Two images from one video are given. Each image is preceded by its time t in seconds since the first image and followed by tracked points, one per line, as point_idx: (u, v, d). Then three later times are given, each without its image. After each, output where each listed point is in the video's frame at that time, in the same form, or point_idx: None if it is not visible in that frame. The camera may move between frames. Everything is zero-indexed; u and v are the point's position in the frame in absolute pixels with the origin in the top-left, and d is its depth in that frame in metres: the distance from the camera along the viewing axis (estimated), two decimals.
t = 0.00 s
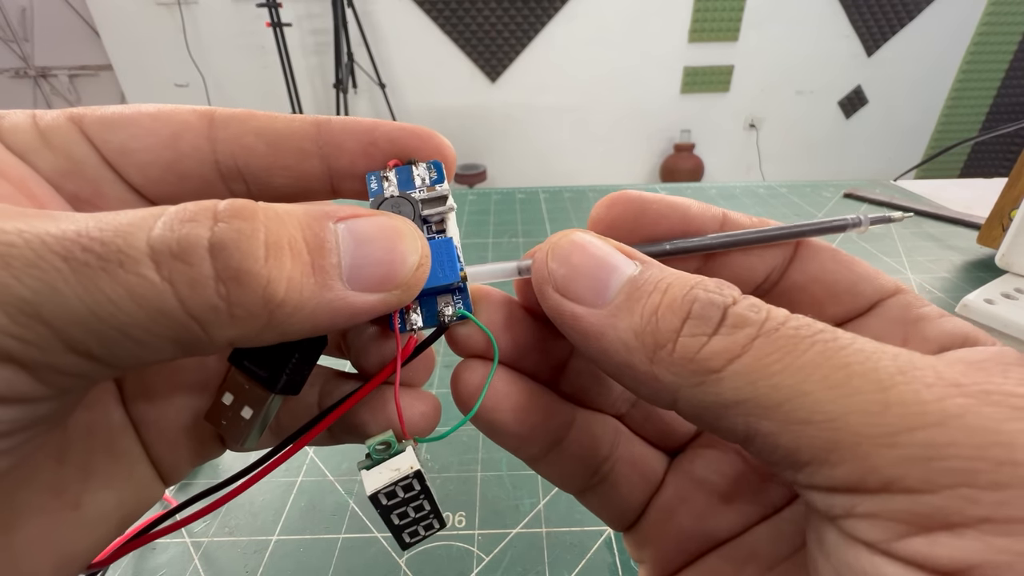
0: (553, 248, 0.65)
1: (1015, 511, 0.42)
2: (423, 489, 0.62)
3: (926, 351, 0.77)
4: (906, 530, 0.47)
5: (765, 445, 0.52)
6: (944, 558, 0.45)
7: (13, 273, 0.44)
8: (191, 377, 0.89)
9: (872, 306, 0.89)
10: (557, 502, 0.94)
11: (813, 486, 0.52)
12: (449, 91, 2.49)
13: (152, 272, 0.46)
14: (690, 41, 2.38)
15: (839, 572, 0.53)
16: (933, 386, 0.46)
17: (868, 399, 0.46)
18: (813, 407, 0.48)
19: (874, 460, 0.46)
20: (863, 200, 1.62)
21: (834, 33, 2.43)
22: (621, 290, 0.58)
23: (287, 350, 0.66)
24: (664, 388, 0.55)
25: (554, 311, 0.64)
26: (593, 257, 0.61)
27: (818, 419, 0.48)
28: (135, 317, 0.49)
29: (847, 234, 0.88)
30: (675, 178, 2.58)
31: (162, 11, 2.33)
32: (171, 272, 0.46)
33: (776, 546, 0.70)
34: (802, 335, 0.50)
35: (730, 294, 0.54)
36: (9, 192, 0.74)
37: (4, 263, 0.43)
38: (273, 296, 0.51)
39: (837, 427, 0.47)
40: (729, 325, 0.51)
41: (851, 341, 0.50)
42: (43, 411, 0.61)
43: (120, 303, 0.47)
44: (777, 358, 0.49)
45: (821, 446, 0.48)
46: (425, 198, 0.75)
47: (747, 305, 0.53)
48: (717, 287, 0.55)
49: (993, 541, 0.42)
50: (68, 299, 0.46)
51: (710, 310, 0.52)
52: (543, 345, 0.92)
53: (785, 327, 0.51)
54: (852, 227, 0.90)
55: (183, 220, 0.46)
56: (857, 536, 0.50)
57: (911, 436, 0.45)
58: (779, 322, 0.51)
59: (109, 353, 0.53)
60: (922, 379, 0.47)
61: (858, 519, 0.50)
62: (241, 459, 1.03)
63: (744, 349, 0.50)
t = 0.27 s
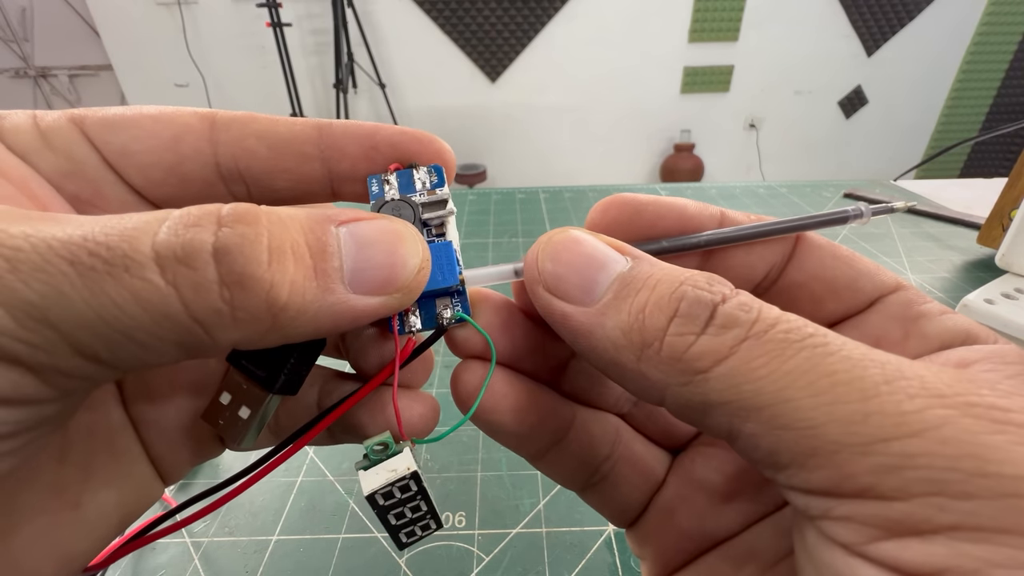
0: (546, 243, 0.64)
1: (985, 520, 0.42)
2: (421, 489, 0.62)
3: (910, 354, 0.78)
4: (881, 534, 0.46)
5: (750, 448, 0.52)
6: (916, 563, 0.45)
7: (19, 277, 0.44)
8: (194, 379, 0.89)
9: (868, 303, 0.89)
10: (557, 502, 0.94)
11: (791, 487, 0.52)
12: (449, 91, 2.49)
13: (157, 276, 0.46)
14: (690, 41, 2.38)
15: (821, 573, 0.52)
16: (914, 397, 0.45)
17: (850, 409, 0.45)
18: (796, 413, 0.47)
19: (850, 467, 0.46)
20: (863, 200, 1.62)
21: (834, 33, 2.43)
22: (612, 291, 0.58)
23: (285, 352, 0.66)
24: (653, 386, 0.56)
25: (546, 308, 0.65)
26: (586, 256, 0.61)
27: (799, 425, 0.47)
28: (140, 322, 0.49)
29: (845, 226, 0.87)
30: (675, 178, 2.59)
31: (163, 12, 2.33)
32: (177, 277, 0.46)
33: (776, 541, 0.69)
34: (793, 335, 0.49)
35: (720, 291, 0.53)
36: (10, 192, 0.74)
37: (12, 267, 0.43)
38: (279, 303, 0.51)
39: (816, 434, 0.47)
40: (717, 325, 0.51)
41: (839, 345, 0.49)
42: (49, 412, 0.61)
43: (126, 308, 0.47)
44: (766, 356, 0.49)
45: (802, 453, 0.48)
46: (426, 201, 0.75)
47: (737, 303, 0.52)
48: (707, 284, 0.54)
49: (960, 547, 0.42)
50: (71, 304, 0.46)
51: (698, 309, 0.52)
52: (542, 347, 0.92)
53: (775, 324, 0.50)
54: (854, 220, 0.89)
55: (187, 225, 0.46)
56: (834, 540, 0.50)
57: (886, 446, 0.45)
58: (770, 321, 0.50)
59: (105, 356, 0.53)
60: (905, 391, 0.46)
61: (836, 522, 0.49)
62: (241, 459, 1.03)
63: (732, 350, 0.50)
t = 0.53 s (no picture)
0: (545, 242, 0.64)
1: (973, 522, 0.42)
2: (417, 491, 0.62)
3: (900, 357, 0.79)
4: (871, 535, 0.47)
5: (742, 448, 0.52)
6: (906, 564, 0.45)
7: (20, 278, 0.44)
8: (195, 381, 0.89)
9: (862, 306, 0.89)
10: (557, 502, 0.94)
11: (785, 488, 0.52)
12: (449, 92, 2.49)
13: (160, 278, 0.46)
14: (690, 40, 2.38)
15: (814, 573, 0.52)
16: (905, 401, 0.45)
17: (841, 412, 0.45)
18: (788, 416, 0.47)
19: (841, 470, 0.46)
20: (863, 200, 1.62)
21: (833, 33, 2.43)
22: (605, 290, 0.58)
23: (286, 353, 0.66)
24: (647, 386, 0.56)
25: (540, 310, 0.65)
26: (582, 254, 0.61)
27: (792, 428, 0.47)
28: (141, 325, 0.49)
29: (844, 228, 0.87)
30: (675, 178, 2.59)
31: (163, 12, 2.33)
32: (178, 279, 0.47)
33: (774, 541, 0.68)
34: (787, 337, 0.49)
35: (714, 292, 0.53)
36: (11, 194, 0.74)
37: (14, 268, 0.43)
38: (280, 305, 0.51)
39: (807, 437, 0.47)
40: (712, 327, 0.51)
41: (832, 348, 0.48)
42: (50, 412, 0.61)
43: (128, 310, 0.47)
44: (760, 357, 0.49)
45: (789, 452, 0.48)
46: (426, 204, 0.75)
47: (731, 304, 0.52)
48: (701, 285, 0.54)
49: (946, 549, 0.43)
50: (72, 304, 0.46)
51: (692, 310, 0.52)
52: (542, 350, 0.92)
53: (769, 325, 0.50)
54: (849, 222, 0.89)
55: (189, 227, 0.46)
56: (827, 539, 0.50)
57: (877, 449, 0.45)
58: (764, 323, 0.50)
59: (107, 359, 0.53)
60: (897, 395, 0.45)
61: (826, 522, 0.50)
62: (241, 460, 1.03)
63: (725, 353, 0.50)
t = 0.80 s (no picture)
0: (542, 242, 0.64)
1: (968, 522, 0.42)
2: (416, 493, 0.62)
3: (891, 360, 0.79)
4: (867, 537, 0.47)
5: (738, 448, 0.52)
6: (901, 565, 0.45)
7: (23, 279, 0.44)
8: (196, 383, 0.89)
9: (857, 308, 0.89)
10: (557, 502, 0.94)
11: (781, 489, 0.52)
12: (450, 91, 2.49)
13: (162, 281, 0.46)
14: (690, 41, 2.38)
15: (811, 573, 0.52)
16: (901, 403, 0.45)
17: (838, 414, 0.45)
18: (785, 418, 0.47)
19: (839, 470, 0.46)
20: (863, 200, 1.62)
21: (833, 33, 2.43)
22: (602, 288, 0.59)
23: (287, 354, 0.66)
24: (645, 387, 0.56)
25: (537, 314, 0.65)
26: (580, 254, 0.61)
27: (789, 430, 0.47)
28: (141, 326, 0.49)
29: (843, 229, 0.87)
30: (675, 178, 2.59)
31: (162, 12, 2.33)
32: (181, 281, 0.46)
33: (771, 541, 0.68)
34: (785, 339, 0.49)
35: (711, 293, 0.53)
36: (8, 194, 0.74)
37: (18, 268, 0.43)
38: (279, 308, 0.51)
39: (804, 439, 0.46)
40: (709, 328, 0.51)
41: (829, 350, 0.48)
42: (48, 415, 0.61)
43: (130, 313, 0.47)
44: (759, 358, 0.48)
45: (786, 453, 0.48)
46: (428, 206, 0.76)
47: (728, 306, 0.52)
48: (699, 286, 0.54)
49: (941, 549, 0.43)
50: (73, 306, 0.46)
51: (689, 311, 0.52)
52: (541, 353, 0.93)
53: (766, 327, 0.50)
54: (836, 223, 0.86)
55: (192, 231, 0.46)
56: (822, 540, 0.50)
57: (874, 450, 0.44)
58: (761, 324, 0.50)
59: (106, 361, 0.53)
60: (894, 396, 0.45)
61: (824, 523, 0.49)
62: (241, 461, 1.03)
63: (722, 354, 0.50)
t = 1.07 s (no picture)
0: (542, 252, 0.59)
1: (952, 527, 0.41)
2: (415, 468, 0.63)
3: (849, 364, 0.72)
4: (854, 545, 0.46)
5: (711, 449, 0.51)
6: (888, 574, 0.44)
7: (47, 272, 0.44)
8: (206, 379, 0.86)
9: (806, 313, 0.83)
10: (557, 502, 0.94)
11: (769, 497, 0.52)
12: (449, 91, 2.49)
13: (177, 260, 0.47)
14: (690, 41, 2.38)
15: (788, 574, 0.50)
16: (854, 392, 0.47)
17: (798, 406, 0.46)
18: (751, 412, 0.47)
19: (805, 457, 0.45)
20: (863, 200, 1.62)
21: (834, 33, 2.43)
22: (602, 298, 0.55)
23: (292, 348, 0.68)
24: (622, 390, 0.54)
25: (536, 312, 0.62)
26: (582, 265, 0.57)
27: (757, 425, 0.46)
28: (157, 314, 0.49)
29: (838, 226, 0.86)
30: (675, 178, 2.59)
31: (163, 11, 2.33)
32: (194, 261, 0.47)
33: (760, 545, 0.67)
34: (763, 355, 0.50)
35: (695, 314, 0.54)
36: None
37: (43, 261, 0.44)
38: (286, 284, 0.52)
39: (779, 437, 0.46)
40: (693, 342, 0.51)
41: (795, 359, 0.50)
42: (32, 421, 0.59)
43: (149, 302, 0.47)
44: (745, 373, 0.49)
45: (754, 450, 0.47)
46: (414, 211, 0.76)
47: (710, 326, 0.53)
48: (686, 308, 0.55)
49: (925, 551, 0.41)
50: (83, 308, 0.46)
51: (678, 326, 0.52)
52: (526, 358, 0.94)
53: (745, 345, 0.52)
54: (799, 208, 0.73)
55: (206, 220, 0.49)
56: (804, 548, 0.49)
57: (847, 448, 0.44)
58: (740, 341, 0.51)
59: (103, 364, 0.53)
60: (846, 387, 0.47)
61: (799, 520, 0.47)
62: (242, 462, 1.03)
63: (702, 364, 0.50)
